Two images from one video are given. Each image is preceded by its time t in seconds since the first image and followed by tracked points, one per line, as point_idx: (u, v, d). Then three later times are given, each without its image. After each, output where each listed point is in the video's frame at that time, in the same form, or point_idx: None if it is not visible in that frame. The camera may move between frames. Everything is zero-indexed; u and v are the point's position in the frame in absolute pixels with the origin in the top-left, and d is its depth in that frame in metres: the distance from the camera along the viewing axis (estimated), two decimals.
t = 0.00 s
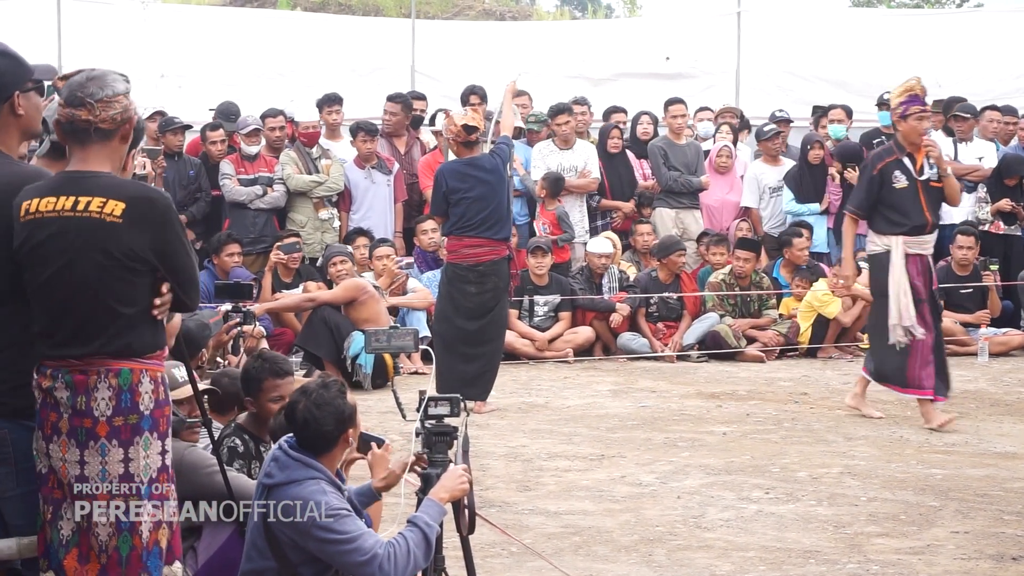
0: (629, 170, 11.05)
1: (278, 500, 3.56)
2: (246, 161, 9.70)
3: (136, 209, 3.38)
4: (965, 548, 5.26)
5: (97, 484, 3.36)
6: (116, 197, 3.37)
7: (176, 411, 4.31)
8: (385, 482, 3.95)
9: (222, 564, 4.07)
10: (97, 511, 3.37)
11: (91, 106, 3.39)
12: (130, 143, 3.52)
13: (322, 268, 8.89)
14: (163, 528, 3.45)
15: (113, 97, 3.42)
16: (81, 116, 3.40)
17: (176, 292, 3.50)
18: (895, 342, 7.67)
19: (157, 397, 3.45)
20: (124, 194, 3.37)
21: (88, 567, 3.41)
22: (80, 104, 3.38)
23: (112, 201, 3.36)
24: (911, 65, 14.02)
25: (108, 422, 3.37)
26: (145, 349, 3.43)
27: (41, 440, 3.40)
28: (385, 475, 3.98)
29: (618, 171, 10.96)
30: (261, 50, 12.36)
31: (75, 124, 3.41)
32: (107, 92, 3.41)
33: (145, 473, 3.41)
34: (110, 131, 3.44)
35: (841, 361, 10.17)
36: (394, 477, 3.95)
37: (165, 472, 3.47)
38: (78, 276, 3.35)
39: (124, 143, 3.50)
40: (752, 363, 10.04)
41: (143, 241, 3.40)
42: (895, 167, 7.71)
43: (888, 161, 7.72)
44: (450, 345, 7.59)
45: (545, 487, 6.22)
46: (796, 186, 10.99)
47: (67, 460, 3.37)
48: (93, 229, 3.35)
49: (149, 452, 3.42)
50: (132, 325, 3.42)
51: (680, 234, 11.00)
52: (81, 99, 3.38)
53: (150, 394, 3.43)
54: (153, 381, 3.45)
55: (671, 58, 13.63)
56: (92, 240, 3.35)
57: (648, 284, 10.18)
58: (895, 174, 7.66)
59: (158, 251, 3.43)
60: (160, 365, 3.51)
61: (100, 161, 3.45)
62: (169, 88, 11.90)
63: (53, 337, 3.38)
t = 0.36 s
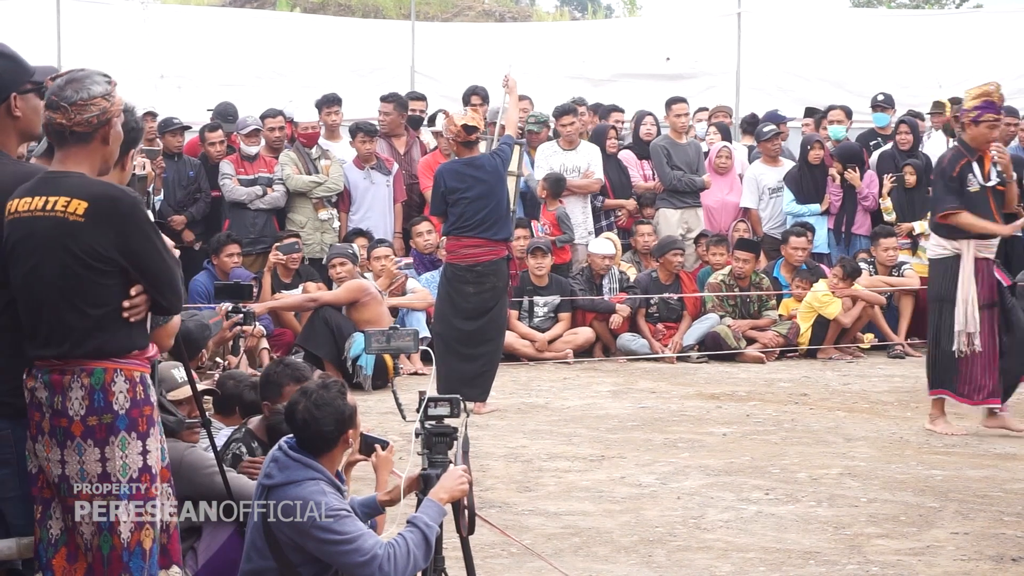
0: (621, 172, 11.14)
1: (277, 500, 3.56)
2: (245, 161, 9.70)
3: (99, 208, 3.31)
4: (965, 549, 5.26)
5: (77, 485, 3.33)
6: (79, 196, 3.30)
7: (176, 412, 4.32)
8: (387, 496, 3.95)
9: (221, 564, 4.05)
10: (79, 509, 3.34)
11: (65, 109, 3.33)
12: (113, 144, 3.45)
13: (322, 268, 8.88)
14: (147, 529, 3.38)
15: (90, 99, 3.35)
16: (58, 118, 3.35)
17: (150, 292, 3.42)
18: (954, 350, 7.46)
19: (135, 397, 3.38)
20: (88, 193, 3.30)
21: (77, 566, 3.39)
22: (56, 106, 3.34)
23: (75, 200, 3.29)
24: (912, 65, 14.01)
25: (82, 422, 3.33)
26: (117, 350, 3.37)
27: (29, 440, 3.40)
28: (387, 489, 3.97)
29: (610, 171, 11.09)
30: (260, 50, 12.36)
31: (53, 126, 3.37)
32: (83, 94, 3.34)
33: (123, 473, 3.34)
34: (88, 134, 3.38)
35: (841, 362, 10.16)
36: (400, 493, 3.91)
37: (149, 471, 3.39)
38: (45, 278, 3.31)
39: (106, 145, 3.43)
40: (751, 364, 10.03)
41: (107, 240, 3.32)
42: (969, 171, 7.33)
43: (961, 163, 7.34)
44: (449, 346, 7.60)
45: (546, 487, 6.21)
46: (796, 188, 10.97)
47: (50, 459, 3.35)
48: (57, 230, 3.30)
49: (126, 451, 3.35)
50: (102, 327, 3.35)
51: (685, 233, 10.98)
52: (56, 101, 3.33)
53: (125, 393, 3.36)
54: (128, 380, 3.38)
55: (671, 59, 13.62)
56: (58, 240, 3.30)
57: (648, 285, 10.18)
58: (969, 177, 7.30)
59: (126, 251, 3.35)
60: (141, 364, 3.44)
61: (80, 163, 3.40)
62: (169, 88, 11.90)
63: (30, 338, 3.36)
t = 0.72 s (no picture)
0: (619, 172, 11.15)
1: (277, 500, 3.56)
2: (246, 161, 9.71)
3: (74, 210, 3.28)
4: (965, 549, 5.26)
5: (64, 487, 3.33)
6: (55, 198, 3.28)
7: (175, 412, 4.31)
8: (389, 497, 3.93)
9: (222, 564, 4.06)
10: (68, 511, 3.34)
11: (50, 112, 3.33)
12: (100, 147, 3.41)
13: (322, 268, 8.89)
14: (133, 530, 3.37)
15: (74, 103, 3.33)
16: (45, 121, 3.35)
17: (130, 294, 3.38)
18: None
19: (117, 399, 3.36)
20: (64, 195, 3.28)
21: (68, 568, 3.38)
22: (41, 110, 3.34)
23: (52, 202, 3.27)
24: (912, 65, 14.00)
25: (65, 425, 3.32)
26: (97, 353, 3.34)
27: (21, 443, 3.40)
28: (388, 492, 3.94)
29: (609, 171, 11.10)
30: (260, 51, 12.36)
31: (41, 129, 3.37)
32: (67, 97, 3.32)
33: (107, 475, 3.34)
34: (72, 136, 3.36)
35: (841, 362, 10.16)
36: (402, 497, 3.89)
37: (135, 473, 3.37)
38: (24, 281, 3.30)
39: (92, 148, 3.40)
40: (751, 364, 10.03)
41: (83, 243, 3.29)
42: None
43: None
44: (451, 346, 7.61)
45: (546, 487, 6.22)
46: (796, 187, 10.96)
47: (39, 462, 3.36)
48: (34, 233, 3.28)
49: (110, 453, 3.34)
50: (82, 329, 3.33)
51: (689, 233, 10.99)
52: (42, 104, 3.33)
53: (105, 396, 3.34)
54: (109, 382, 3.36)
55: (672, 59, 13.62)
56: (36, 244, 3.28)
57: (647, 285, 10.18)
58: None
59: (103, 253, 3.31)
60: (127, 366, 3.41)
61: (65, 166, 3.38)
62: (169, 88, 11.88)
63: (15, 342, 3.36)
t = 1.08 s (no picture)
0: (617, 174, 11.17)
1: (277, 500, 3.56)
2: (245, 161, 9.70)
3: (76, 211, 3.28)
4: (964, 549, 5.26)
5: (65, 488, 3.33)
6: (56, 199, 3.28)
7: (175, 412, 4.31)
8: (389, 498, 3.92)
9: (222, 564, 4.07)
10: (69, 512, 3.34)
11: (53, 112, 3.34)
12: (102, 148, 3.41)
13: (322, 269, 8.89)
14: (133, 532, 3.37)
15: (78, 103, 3.34)
16: (48, 121, 3.36)
17: (133, 294, 3.38)
18: None
19: (120, 400, 3.36)
20: (65, 195, 3.29)
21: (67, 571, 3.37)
22: (44, 109, 3.35)
23: (53, 203, 3.28)
24: (912, 65, 14.00)
25: (68, 426, 3.31)
26: (100, 354, 3.34)
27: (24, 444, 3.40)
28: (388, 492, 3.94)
29: (609, 172, 11.11)
30: (261, 51, 12.36)
31: (43, 129, 3.38)
32: (70, 97, 3.33)
33: (109, 476, 3.34)
34: (75, 137, 3.37)
35: (841, 362, 10.16)
36: (400, 498, 3.90)
37: (137, 474, 3.38)
38: (26, 282, 3.31)
39: (95, 149, 3.41)
40: (751, 364, 10.03)
41: (85, 243, 3.30)
42: None
43: None
44: (450, 344, 7.60)
45: (546, 487, 6.22)
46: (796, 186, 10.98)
47: (42, 463, 3.35)
48: (36, 234, 3.29)
49: (112, 455, 3.35)
50: (84, 330, 3.33)
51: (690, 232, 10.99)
52: (45, 104, 3.34)
53: (109, 397, 3.34)
54: (113, 384, 3.36)
55: (672, 59, 13.62)
56: (38, 245, 3.29)
57: (646, 285, 10.19)
58: None
59: (104, 253, 3.32)
60: (131, 366, 3.42)
61: (67, 166, 3.39)
62: (169, 88, 11.87)
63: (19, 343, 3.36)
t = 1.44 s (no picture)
0: (617, 172, 11.10)
1: (277, 500, 3.56)
2: (245, 161, 9.70)
3: (94, 214, 3.29)
4: (964, 549, 5.25)
5: (80, 489, 3.35)
6: (76, 202, 3.29)
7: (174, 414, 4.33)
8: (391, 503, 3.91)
9: (220, 566, 4.04)
10: (83, 514, 3.35)
11: (77, 110, 3.34)
12: (123, 147, 3.44)
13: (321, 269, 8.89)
14: (147, 533, 3.39)
15: (102, 101, 3.36)
16: (69, 119, 3.36)
17: (151, 298, 3.40)
18: None
19: (137, 402, 3.38)
20: (85, 198, 3.29)
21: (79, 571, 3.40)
22: (68, 107, 3.34)
23: (72, 206, 3.28)
24: (911, 66, 14.01)
25: (84, 427, 3.33)
26: (117, 356, 3.35)
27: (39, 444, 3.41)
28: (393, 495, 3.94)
29: (608, 171, 11.05)
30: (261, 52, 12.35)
31: (64, 128, 3.37)
32: (95, 96, 3.35)
33: (124, 477, 3.36)
34: (98, 136, 3.38)
35: (840, 362, 10.16)
36: (403, 500, 3.87)
37: (152, 476, 3.40)
38: (43, 284, 3.31)
39: (115, 148, 3.43)
40: (751, 364, 10.03)
41: (103, 248, 3.31)
42: None
43: None
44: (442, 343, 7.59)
45: (545, 487, 6.21)
46: (795, 186, 10.97)
47: (57, 463, 3.38)
48: (54, 236, 3.29)
49: (128, 456, 3.36)
50: (101, 333, 3.34)
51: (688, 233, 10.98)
52: (68, 102, 3.34)
53: (127, 398, 3.36)
54: (130, 385, 3.37)
55: (672, 59, 13.61)
56: (56, 247, 3.29)
57: (646, 285, 10.19)
58: None
59: (123, 258, 3.33)
60: (148, 368, 3.43)
61: (87, 166, 3.40)
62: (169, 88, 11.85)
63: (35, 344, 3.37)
